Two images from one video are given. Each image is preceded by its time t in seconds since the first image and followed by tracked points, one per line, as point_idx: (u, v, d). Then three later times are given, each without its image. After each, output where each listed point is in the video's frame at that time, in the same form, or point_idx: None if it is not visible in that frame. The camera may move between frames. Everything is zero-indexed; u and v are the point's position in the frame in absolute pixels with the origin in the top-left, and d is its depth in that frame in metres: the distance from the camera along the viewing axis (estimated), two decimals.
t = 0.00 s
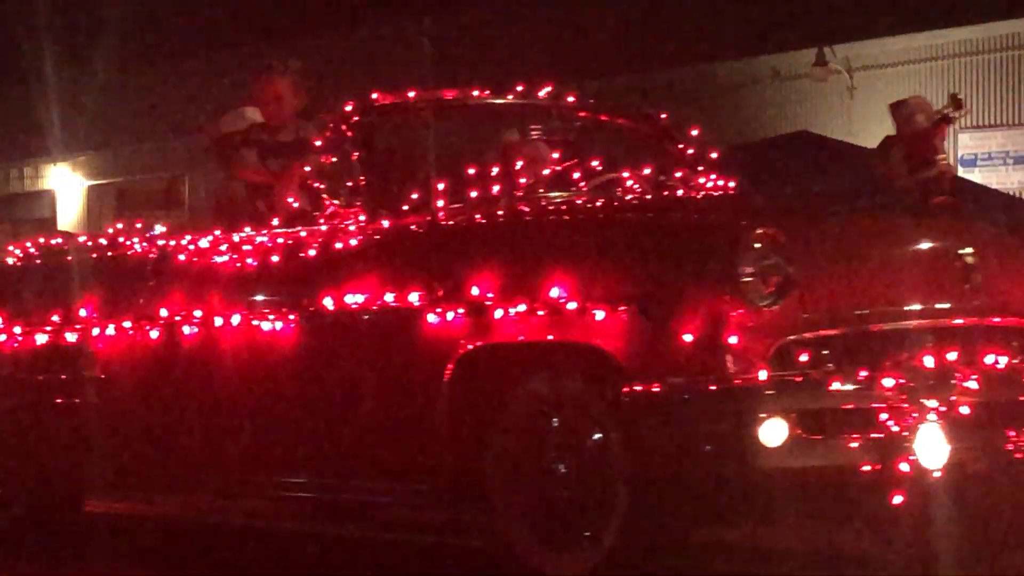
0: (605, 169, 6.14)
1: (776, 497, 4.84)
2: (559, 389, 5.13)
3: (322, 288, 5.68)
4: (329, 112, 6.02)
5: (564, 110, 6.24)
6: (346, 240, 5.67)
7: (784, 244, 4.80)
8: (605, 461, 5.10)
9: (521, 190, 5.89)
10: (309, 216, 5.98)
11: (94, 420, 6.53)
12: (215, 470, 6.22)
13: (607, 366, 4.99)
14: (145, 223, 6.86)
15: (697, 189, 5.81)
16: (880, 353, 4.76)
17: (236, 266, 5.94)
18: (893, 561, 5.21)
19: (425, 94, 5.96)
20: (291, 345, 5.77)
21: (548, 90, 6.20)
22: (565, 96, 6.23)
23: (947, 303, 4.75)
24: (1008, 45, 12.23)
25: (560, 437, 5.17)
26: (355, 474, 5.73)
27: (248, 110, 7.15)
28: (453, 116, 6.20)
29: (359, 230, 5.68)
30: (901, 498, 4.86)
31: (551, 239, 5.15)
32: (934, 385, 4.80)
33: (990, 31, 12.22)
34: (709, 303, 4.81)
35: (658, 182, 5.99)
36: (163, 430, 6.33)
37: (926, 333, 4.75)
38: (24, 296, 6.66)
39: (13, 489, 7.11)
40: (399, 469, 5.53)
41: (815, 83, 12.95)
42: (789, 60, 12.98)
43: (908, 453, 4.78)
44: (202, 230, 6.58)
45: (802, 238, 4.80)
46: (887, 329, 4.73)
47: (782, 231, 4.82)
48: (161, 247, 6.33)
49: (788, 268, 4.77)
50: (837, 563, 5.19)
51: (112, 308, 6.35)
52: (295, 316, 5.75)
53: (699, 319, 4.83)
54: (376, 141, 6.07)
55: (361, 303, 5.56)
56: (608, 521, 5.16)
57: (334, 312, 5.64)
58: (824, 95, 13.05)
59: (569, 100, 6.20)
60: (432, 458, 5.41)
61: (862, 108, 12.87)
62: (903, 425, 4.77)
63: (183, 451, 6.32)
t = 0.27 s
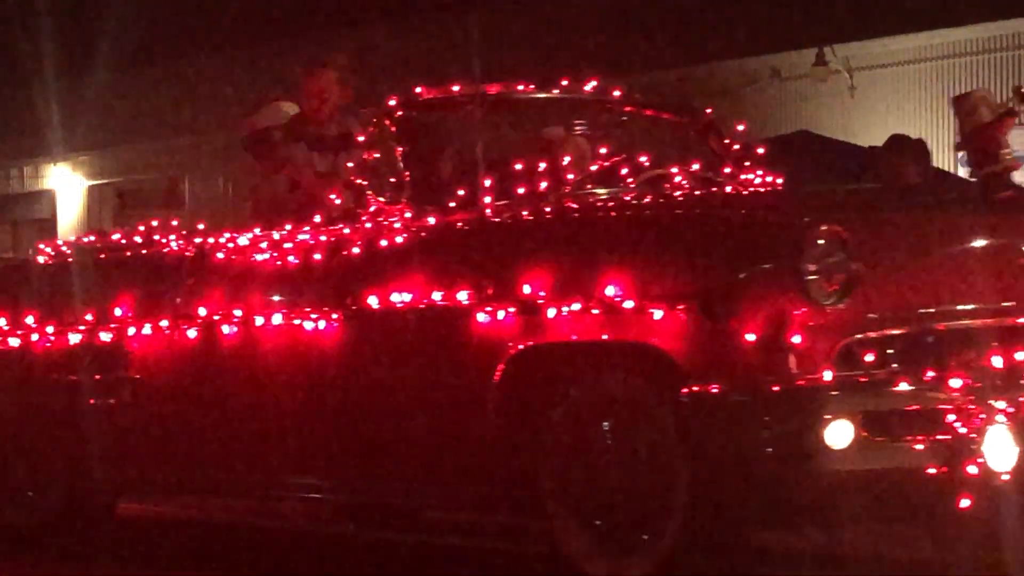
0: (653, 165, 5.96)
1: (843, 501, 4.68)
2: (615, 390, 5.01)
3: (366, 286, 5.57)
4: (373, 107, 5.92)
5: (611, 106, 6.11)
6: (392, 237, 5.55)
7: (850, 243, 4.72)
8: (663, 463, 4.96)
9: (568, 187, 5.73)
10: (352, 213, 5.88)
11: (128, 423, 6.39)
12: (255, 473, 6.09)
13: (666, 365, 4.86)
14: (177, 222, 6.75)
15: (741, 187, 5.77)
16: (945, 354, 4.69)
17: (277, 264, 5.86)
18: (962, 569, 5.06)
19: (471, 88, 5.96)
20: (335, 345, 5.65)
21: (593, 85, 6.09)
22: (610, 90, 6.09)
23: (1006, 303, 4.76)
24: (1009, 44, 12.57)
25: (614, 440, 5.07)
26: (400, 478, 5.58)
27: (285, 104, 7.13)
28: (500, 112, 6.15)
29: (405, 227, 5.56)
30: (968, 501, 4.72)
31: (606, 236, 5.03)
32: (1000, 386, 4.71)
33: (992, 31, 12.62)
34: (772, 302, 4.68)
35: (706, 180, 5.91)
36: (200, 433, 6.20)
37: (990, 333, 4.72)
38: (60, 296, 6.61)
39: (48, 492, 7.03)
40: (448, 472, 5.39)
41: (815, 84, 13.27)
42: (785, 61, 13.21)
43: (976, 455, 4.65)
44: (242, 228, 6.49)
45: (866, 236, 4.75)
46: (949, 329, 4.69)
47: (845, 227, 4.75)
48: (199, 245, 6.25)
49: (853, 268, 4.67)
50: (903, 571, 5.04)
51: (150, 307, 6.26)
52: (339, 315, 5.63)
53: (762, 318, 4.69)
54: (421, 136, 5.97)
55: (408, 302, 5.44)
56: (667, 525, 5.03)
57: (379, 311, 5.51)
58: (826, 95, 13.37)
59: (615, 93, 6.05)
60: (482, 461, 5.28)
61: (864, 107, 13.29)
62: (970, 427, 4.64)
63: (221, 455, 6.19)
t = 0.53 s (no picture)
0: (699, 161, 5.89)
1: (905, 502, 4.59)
2: (667, 391, 4.91)
3: (408, 285, 5.46)
4: (413, 102, 5.81)
5: (654, 102, 6.02)
6: (434, 235, 5.45)
7: (914, 240, 4.60)
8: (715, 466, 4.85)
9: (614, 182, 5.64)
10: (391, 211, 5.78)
11: (158, 424, 6.28)
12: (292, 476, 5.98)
13: (719, 367, 4.75)
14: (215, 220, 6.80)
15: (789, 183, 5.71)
16: (1006, 353, 4.62)
17: (315, 262, 5.75)
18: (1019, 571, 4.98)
19: (512, 82, 5.79)
20: (376, 344, 5.54)
21: (636, 80, 6.00)
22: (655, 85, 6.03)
23: None
24: (1007, 44, 12.95)
25: (665, 441, 4.97)
26: (441, 480, 5.46)
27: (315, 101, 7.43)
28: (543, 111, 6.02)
29: (448, 224, 5.46)
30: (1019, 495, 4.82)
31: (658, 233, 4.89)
32: None
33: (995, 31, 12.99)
34: (833, 300, 4.58)
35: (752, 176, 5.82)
36: (235, 435, 6.09)
37: None
38: (90, 295, 6.50)
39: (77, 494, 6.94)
40: (492, 476, 5.28)
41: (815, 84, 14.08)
42: (788, 61, 14.13)
43: None
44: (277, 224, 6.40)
45: (929, 234, 4.61)
46: (1012, 329, 4.61)
47: (908, 223, 4.63)
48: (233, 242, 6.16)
49: (916, 266, 4.57)
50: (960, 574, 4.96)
51: (182, 306, 6.14)
52: (380, 314, 5.53)
53: (822, 316, 4.59)
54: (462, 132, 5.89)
55: (451, 301, 5.33)
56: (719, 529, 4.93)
57: (421, 310, 5.40)
58: (829, 93, 14.11)
59: (659, 89, 6.00)
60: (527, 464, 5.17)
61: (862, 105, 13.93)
62: None
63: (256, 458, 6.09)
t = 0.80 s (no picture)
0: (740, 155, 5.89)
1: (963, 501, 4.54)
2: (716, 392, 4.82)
3: (447, 283, 5.36)
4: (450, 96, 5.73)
5: (693, 97, 5.92)
6: (473, 233, 5.36)
7: (970, 237, 4.55)
8: (765, 469, 4.79)
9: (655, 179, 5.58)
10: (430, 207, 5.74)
11: (189, 425, 6.20)
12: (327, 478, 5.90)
13: (772, 367, 4.68)
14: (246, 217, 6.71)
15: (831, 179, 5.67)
16: None
17: (350, 260, 5.66)
18: None
19: (551, 77, 5.68)
20: (414, 344, 5.44)
21: (675, 75, 5.92)
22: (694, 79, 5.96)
23: None
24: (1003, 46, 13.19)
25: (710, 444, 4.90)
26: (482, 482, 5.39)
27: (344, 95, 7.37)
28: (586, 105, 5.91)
29: (487, 221, 5.38)
30: None
31: (705, 231, 4.81)
32: None
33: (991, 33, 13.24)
34: (888, 298, 4.51)
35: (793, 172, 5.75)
36: (267, 436, 6.00)
37: None
38: (119, 293, 6.42)
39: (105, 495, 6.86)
40: (535, 479, 5.21)
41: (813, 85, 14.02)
42: (787, 61, 14.14)
43: None
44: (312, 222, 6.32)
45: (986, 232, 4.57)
46: None
47: (962, 219, 4.58)
48: (265, 240, 6.10)
49: (972, 263, 4.53)
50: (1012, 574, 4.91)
51: (214, 304, 6.06)
52: (417, 313, 5.43)
53: (879, 315, 4.51)
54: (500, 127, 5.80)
55: (492, 299, 5.23)
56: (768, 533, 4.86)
57: (460, 309, 5.30)
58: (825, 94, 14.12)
59: (699, 84, 5.89)
60: (571, 467, 5.11)
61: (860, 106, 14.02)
62: None
63: (289, 460, 6.00)
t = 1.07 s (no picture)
0: (777, 153, 5.79)
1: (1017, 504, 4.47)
2: (761, 392, 4.73)
3: (482, 282, 5.28)
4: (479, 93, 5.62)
5: (727, 94, 5.83)
6: (507, 231, 5.29)
7: (1020, 235, 4.50)
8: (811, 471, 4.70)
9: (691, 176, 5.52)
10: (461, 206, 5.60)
11: (215, 427, 6.11)
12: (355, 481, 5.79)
13: (818, 367, 4.60)
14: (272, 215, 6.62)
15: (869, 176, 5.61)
16: None
17: (382, 259, 5.59)
18: None
19: (585, 73, 5.65)
20: (447, 344, 5.35)
21: (709, 71, 5.82)
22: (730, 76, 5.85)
23: None
24: (1001, 45, 11.61)
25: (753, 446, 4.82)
26: (518, 486, 5.28)
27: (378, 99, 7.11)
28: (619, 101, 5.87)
29: (522, 219, 5.30)
30: None
31: (749, 229, 4.74)
32: None
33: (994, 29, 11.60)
34: (938, 297, 4.44)
35: (831, 168, 5.68)
36: (295, 438, 5.90)
37: None
38: (143, 293, 6.33)
39: (129, 498, 6.78)
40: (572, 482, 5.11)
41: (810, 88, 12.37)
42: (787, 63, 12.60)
43: None
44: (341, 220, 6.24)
45: None
46: None
47: (1014, 217, 4.52)
48: (292, 239, 6.01)
49: (1021, 261, 4.49)
50: None
51: (242, 304, 5.97)
52: (451, 313, 5.34)
53: (929, 313, 4.45)
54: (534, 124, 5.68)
55: (528, 299, 5.15)
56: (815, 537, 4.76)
57: (495, 308, 5.22)
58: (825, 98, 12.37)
59: (734, 81, 5.77)
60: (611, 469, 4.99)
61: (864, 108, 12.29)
62: None
63: (316, 463, 5.88)
